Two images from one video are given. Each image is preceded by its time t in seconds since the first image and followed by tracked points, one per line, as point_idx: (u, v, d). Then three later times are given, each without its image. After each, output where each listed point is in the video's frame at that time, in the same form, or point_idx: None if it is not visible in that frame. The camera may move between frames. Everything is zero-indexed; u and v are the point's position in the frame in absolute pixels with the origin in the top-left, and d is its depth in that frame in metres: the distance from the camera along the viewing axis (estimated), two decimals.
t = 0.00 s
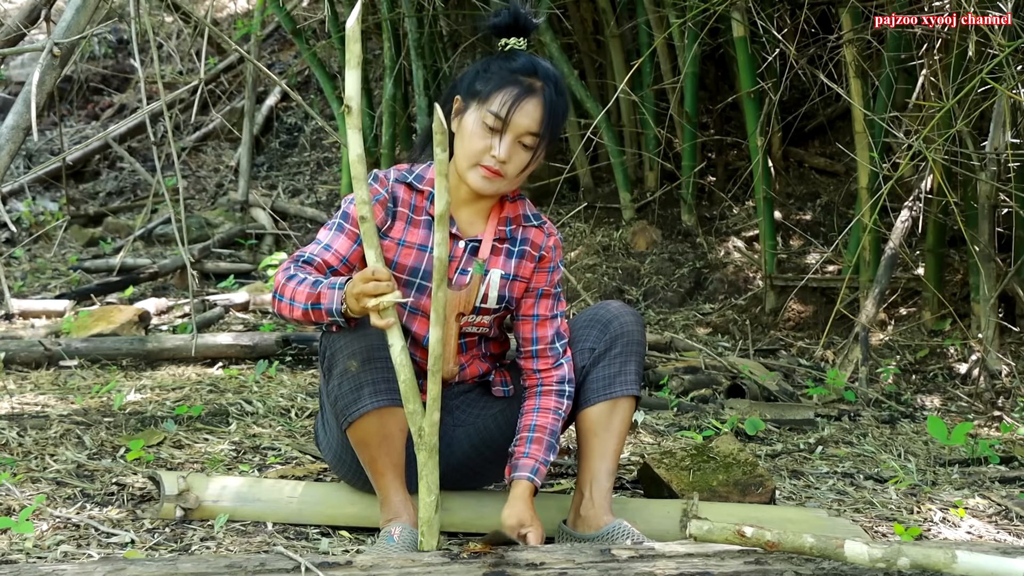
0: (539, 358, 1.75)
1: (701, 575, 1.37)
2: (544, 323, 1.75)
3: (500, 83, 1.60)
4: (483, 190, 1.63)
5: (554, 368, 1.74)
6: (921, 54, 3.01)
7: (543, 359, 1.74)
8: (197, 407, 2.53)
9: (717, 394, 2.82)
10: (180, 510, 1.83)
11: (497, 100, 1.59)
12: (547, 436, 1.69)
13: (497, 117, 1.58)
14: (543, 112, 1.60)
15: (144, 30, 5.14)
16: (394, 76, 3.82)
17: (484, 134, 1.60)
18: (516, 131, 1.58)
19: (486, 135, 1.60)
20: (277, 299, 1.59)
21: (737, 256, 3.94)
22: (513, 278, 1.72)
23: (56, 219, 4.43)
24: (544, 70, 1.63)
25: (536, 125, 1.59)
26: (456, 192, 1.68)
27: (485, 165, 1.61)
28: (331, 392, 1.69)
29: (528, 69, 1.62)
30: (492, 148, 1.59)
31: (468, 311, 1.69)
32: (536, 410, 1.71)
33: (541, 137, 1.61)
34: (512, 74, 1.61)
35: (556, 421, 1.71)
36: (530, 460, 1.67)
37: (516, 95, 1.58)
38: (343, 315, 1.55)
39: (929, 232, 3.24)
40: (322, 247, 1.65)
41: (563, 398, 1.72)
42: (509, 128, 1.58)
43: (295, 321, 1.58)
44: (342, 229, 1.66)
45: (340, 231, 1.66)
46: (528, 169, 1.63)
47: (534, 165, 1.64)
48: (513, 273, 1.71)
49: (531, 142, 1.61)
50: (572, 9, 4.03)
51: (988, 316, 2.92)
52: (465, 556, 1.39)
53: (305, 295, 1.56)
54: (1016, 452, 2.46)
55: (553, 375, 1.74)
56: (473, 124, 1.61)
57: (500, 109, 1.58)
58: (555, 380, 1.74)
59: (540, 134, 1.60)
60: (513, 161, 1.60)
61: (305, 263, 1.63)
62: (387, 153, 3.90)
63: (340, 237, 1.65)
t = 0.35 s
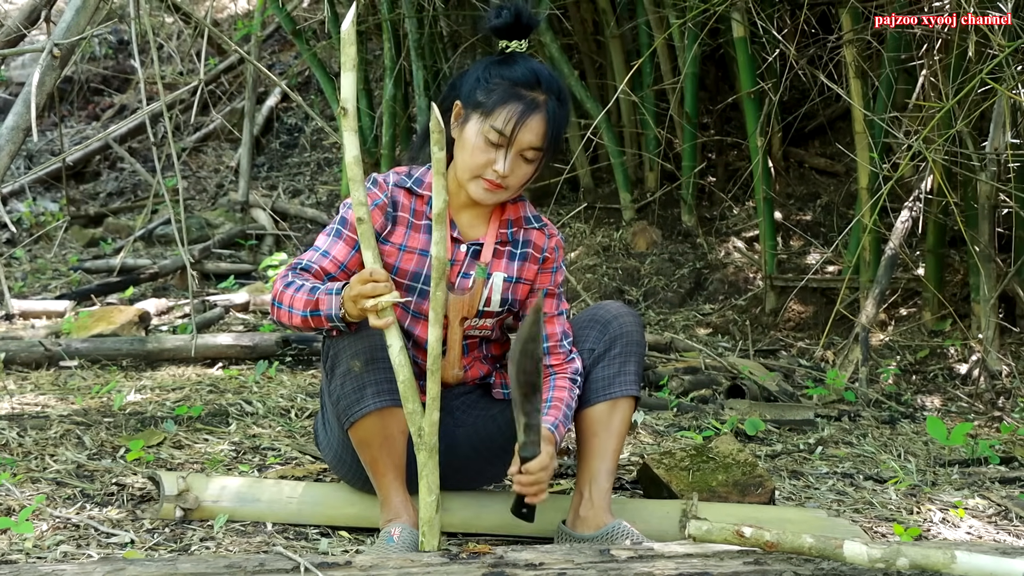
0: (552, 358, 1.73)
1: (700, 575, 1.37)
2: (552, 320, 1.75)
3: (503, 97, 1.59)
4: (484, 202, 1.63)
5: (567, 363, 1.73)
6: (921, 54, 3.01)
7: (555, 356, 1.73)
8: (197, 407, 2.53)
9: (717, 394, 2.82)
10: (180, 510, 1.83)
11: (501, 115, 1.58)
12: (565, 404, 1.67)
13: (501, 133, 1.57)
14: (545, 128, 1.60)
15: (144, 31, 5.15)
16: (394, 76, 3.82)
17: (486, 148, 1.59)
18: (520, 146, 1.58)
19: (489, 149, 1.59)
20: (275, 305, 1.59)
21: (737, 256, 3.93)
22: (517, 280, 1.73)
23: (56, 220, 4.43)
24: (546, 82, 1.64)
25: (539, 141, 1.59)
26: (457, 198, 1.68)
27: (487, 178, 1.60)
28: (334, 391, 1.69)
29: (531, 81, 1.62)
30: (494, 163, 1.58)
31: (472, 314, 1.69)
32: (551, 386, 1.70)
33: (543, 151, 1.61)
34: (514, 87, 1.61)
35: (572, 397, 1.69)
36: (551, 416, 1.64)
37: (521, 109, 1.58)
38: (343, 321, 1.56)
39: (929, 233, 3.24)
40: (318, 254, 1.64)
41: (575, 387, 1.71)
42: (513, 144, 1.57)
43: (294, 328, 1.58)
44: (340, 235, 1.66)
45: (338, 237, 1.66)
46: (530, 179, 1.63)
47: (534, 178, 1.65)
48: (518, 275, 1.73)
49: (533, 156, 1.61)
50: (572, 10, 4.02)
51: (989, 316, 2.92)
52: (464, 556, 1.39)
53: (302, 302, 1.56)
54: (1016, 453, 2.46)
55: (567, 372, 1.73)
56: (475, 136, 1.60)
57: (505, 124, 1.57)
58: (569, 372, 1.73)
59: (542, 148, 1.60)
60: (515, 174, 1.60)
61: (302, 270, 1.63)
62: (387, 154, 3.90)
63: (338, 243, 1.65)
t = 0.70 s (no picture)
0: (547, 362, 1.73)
1: None
2: (548, 324, 1.75)
3: (515, 96, 1.60)
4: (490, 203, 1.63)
5: (561, 365, 1.73)
6: (921, 55, 3.01)
7: (550, 357, 1.73)
8: (197, 409, 2.53)
9: (717, 396, 2.82)
10: (180, 512, 1.83)
11: (512, 114, 1.59)
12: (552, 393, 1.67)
13: (511, 132, 1.58)
14: (556, 131, 1.60)
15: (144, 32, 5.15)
16: (395, 77, 3.82)
17: (496, 147, 1.60)
18: (529, 147, 1.58)
19: (499, 148, 1.59)
20: (275, 296, 1.60)
21: (737, 257, 3.93)
22: (517, 289, 1.74)
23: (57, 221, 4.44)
24: (561, 88, 1.64)
25: (549, 143, 1.59)
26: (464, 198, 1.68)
27: (494, 177, 1.60)
28: (333, 392, 1.69)
29: (546, 85, 1.63)
30: (502, 162, 1.58)
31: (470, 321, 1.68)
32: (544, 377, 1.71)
33: (553, 155, 1.61)
34: (528, 88, 1.62)
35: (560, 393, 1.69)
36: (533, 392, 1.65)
37: (532, 110, 1.58)
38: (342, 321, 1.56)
39: (930, 233, 3.24)
40: (323, 248, 1.65)
41: (566, 387, 1.71)
42: (522, 144, 1.57)
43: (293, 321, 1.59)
44: (346, 230, 1.66)
45: (344, 232, 1.66)
46: (536, 185, 1.63)
47: (543, 182, 1.64)
48: (517, 284, 1.73)
49: (543, 158, 1.60)
50: (573, 11, 4.03)
51: (989, 317, 2.92)
52: (463, 557, 1.39)
53: (304, 296, 1.56)
54: (1016, 453, 2.45)
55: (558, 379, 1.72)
56: (485, 136, 1.61)
57: (515, 123, 1.58)
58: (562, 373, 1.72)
59: (552, 151, 1.60)
60: (522, 176, 1.60)
61: (303, 265, 1.63)
62: (387, 155, 3.90)
63: (343, 237, 1.66)
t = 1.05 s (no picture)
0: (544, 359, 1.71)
1: None
2: (545, 322, 1.73)
3: (521, 106, 1.60)
4: (491, 208, 1.64)
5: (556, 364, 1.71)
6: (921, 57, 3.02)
7: (546, 354, 1.71)
8: (197, 410, 2.53)
9: (717, 397, 2.82)
10: (180, 513, 1.83)
11: (517, 124, 1.59)
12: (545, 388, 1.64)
13: (514, 142, 1.57)
14: (560, 143, 1.59)
15: (144, 34, 5.15)
16: (395, 79, 3.82)
17: (499, 154, 1.60)
18: (531, 158, 1.58)
19: (501, 156, 1.59)
20: (277, 289, 1.60)
21: (737, 258, 3.93)
22: (515, 290, 1.74)
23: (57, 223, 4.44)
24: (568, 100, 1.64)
25: (552, 155, 1.59)
26: (465, 201, 1.67)
27: (495, 184, 1.60)
28: (331, 393, 1.69)
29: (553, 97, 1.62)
30: (503, 170, 1.58)
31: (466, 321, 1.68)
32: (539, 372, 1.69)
33: (555, 166, 1.60)
34: (535, 99, 1.61)
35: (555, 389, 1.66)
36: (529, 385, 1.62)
37: (536, 121, 1.58)
38: (342, 318, 1.57)
39: (930, 234, 3.25)
40: (327, 243, 1.65)
41: (561, 384, 1.68)
42: (524, 154, 1.57)
43: (292, 315, 1.59)
44: (350, 225, 1.66)
45: (347, 227, 1.66)
46: (538, 193, 1.63)
47: (545, 191, 1.64)
48: (515, 286, 1.74)
49: (545, 169, 1.60)
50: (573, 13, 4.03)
51: (989, 318, 2.92)
52: (464, 558, 1.39)
53: (307, 291, 1.56)
54: (1016, 454, 2.45)
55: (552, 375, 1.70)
56: (489, 143, 1.61)
57: (518, 133, 1.58)
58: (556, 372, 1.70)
59: (554, 163, 1.60)
60: (523, 184, 1.60)
61: (305, 260, 1.62)
62: (387, 157, 3.90)
63: (346, 233, 1.66)
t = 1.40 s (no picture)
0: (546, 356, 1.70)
1: None
2: (546, 319, 1.74)
3: (514, 103, 1.60)
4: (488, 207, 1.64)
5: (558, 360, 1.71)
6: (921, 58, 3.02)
7: (549, 350, 1.71)
8: (198, 411, 2.53)
9: (718, 398, 2.82)
10: (181, 514, 1.83)
11: (510, 121, 1.59)
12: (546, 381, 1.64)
13: (509, 139, 1.58)
14: (554, 138, 1.60)
15: (145, 35, 5.16)
16: (395, 80, 3.83)
17: (494, 152, 1.60)
18: (527, 155, 1.58)
19: (497, 154, 1.59)
20: (279, 291, 1.60)
21: (737, 259, 3.93)
22: (514, 289, 1.74)
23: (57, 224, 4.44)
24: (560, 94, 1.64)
25: (547, 150, 1.59)
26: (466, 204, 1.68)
27: (491, 183, 1.61)
28: (331, 395, 1.69)
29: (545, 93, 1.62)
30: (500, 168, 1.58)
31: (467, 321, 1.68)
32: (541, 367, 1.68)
33: (550, 161, 1.61)
34: (528, 95, 1.61)
35: (555, 382, 1.65)
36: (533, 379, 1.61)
37: (530, 117, 1.58)
38: (344, 320, 1.57)
39: (930, 235, 3.25)
40: (328, 244, 1.65)
41: (563, 378, 1.68)
42: (520, 151, 1.58)
43: (295, 317, 1.59)
44: (350, 227, 1.66)
45: (348, 228, 1.66)
46: (535, 190, 1.63)
47: (541, 186, 1.64)
48: (515, 285, 1.74)
49: (540, 165, 1.61)
50: (573, 14, 4.03)
51: (989, 319, 2.92)
52: (465, 559, 1.40)
53: (309, 292, 1.56)
54: (1017, 455, 2.45)
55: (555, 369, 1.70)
56: (484, 141, 1.61)
57: (512, 130, 1.58)
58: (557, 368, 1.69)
59: (550, 158, 1.60)
60: (520, 181, 1.60)
61: (306, 262, 1.62)
62: (388, 157, 3.90)
63: (347, 234, 1.66)
